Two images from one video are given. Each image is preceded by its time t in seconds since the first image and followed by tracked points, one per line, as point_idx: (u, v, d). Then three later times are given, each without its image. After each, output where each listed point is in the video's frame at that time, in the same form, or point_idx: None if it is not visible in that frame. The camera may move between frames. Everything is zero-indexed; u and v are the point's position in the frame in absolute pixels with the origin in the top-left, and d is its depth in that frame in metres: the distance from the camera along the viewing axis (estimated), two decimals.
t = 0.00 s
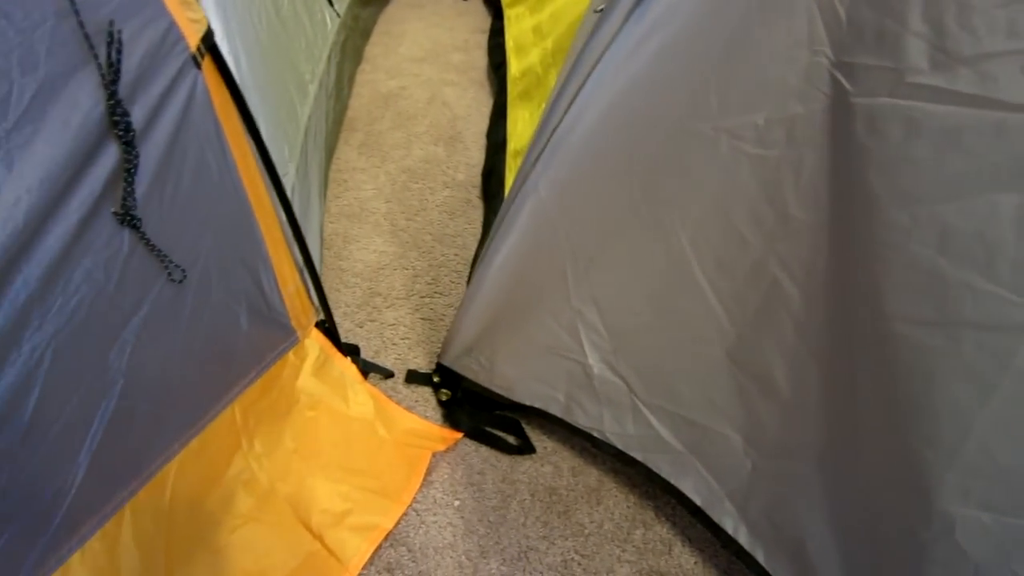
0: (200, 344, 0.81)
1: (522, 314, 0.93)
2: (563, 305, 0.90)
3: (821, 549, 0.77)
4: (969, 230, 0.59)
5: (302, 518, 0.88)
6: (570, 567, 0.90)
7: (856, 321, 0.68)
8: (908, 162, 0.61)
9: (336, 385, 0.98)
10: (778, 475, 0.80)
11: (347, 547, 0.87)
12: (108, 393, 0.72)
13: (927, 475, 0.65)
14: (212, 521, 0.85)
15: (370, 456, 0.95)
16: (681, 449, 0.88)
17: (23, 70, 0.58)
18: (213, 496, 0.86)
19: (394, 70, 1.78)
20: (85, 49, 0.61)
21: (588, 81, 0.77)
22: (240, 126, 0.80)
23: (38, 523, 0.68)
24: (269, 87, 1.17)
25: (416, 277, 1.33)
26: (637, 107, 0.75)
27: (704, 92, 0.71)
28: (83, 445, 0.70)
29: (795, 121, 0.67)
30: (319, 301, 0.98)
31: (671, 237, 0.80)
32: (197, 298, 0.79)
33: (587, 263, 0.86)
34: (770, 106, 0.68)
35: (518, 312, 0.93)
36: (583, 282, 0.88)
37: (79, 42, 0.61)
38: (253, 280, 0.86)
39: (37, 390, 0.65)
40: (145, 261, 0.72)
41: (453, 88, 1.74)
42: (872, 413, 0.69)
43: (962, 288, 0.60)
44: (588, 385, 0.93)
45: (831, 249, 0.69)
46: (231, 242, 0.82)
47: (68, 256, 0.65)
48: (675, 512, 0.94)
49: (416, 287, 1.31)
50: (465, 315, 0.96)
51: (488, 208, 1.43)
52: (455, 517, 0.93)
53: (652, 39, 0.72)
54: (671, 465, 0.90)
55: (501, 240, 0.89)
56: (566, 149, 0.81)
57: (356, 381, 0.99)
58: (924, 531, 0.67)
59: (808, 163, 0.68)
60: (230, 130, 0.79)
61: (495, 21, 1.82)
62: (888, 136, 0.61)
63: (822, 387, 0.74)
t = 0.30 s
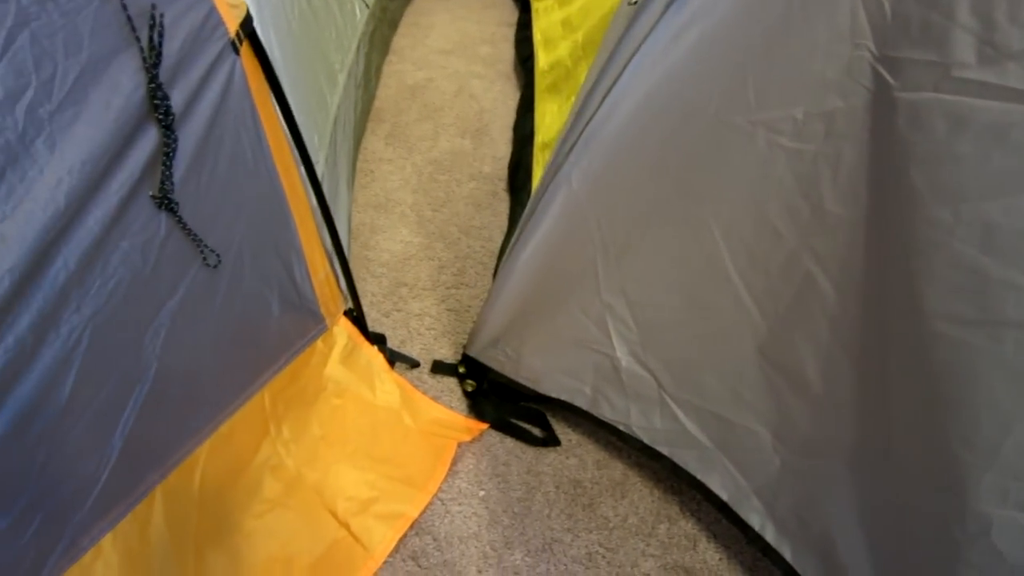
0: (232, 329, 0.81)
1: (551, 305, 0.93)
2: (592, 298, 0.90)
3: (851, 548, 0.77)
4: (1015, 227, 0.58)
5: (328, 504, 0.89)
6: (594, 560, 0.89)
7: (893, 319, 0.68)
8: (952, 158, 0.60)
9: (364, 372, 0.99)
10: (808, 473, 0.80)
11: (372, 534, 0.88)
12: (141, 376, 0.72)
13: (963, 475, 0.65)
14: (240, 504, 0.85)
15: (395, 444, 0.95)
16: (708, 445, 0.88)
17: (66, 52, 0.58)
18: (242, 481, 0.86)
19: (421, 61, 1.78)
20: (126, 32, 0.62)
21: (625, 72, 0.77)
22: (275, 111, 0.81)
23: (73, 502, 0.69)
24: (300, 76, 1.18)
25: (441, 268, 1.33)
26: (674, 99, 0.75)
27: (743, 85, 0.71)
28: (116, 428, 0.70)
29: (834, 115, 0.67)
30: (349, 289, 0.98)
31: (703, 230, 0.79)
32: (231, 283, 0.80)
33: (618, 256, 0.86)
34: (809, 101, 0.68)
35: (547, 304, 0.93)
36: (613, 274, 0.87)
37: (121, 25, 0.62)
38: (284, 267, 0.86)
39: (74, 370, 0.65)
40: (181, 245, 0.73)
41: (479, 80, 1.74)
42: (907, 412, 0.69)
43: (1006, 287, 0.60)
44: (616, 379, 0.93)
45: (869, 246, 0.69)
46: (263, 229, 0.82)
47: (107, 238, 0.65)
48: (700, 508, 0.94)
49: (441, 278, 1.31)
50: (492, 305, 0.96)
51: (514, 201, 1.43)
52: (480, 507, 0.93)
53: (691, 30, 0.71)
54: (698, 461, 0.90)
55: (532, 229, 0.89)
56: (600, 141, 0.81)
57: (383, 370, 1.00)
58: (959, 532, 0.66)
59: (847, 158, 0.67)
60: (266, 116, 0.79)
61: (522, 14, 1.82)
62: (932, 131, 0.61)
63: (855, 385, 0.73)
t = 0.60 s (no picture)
0: (269, 309, 0.82)
1: (583, 294, 0.93)
2: (625, 288, 0.90)
3: (883, 543, 0.77)
4: None
5: (358, 486, 0.89)
6: (622, 549, 0.89)
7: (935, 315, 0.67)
8: (1003, 152, 0.59)
9: (395, 357, 0.99)
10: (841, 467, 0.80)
11: (402, 518, 0.88)
12: (179, 353, 0.72)
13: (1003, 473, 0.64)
14: (272, 483, 0.86)
15: (425, 429, 0.96)
16: (739, 437, 0.88)
17: (116, 28, 0.59)
18: (274, 461, 0.87)
19: (450, 51, 1.78)
20: (173, 9, 0.62)
21: (666, 60, 0.76)
22: (315, 93, 0.81)
23: (113, 474, 0.70)
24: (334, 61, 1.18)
25: (470, 256, 1.34)
26: (715, 88, 0.74)
27: (787, 75, 0.70)
28: (156, 402, 0.72)
29: (880, 107, 0.66)
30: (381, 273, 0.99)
31: (741, 222, 0.79)
32: (269, 264, 0.80)
33: (653, 246, 0.86)
34: (855, 92, 0.67)
35: (580, 293, 0.93)
36: (648, 265, 0.87)
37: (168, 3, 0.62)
38: (320, 250, 0.87)
39: (116, 344, 0.66)
40: (223, 224, 0.73)
41: (509, 71, 1.74)
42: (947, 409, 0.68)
43: None
44: (647, 369, 0.93)
45: (911, 241, 0.68)
46: (302, 211, 0.82)
47: (152, 214, 0.66)
48: (728, 502, 0.94)
49: (471, 266, 1.31)
50: (524, 293, 0.96)
51: (544, 191, 1.43)
52: (508, 494, 0.93)
53: (735, 18, 0.70)
54: (729, 453, 0.90)
55: (567, 217, 0.89)
56: (639, 129, 0.80)
57: (414, 355, 1.00)
58: (997, 530, 0.66)
59: (892, 151, 0.67)
60: (306, 99, 0.79)
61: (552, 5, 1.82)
62: (983, 124, 0.60)
63: (893, 380, 0.73)
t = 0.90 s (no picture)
0: (322, 275, 0.83)
1: (631, 274, 0.93)
2: (675, 269, 0.90)
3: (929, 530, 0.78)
4: None
5: (402, 454, 0.90)
6: (661, 528, 0.90)
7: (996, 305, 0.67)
8: None
9: (439, 330, 0.99)
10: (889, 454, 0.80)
11: (444, 487, 0.89)
12: (238, 314, 0.74)
13: None
14: (318, 448, 0.87)
15: (468, 401, 0.96)
16: (785, 422, 0.88)
17: None
18: (320, 425, 0.88)
19: (493, 30, 1.78)
20: None
21: (727, 39, 0.75)
22: (375, 63, 0.81)
23: (170, 430, 0.72)
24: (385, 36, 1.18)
25: (513, 234, 1.34)
26: (780, 66, 0.72)
27: (851, 56, 0.68)
28: (213, 361, 0.73)
29: (950, 90, 0.64)
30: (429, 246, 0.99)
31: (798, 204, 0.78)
32: (325, 232, 0.81)
33: (706, 227, 0.85)
34: (924, 75, 0.65)
35: (627, 272, 0.93)
36: (699, 245, 0.87)
37: None
38: (374, 219, 0.87)
39: (178, 302, 0.67)
40: (283, 189, 0.74)
41: (552, 51, 1.73)
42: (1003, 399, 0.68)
43: None
44: (694, 351, 0.93)
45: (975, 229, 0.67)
46: (357, 179, 0.83)
47: (217, 175, 0.67)
48: (769, 487, 0.94)
49: (513, 244, 1.32)
50: (571, 270, 0.96)
51: (588, 171, 1.42)
52: (548, 469, 0.94)
53: None
54: (773, 438, 0.90)
55: (618, 195, 0.89)
56: (696, 108, 0.79)
57: (459, 328, 1.00)
58: None
59: (960, 137, 0.65)
60: (367, 68, 0.79)
61: None
62: None
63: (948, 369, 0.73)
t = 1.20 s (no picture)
0: (362, 252, 0.84)
1: (670, 256, 0.93)
2: (714, 251, 0.89)
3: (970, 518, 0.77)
4: None
5: (438, 432, 0.90)
6: (696, 511, 0.89)
7: None
8: None
9: (475, 310, 0.99)
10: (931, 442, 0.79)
11: (480, 467, 0.89)
12: (280, 289, 0.75)
13: None
14: (355, 425, 0.87)
15: (503, 382, 0.96)
16: (824, 407, 0.88)
17: None
18: (358, 402, 0.88)
19: (528, 12, 1.77)
20: None
21: (773, 18, 0.73)
22: (418, 40, 0.81)
23: (214, 403, 0.73)
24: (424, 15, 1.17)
25: (547, 216, 1.34)
26: (828, 44, 0.71)
27: (901, 33, 0.66)
28: (256, 336, 0.74)
29: (1004, 67, 0.62)
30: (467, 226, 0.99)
31: (842, 187, 0.76)
32: (365, 209, 0.82)
33: (747, 209, 0.84)
34: (976, 52, 0.63)
35: (665, 254, 0.93)
36: (740, 228, 0.86)
37: None
38: (413, 197, 0.88)
39: (224, 277, 0.68)
40: (326, 165, 0.74)
41: (587, 33, 1.72)
42: None
43: None
44: (732, 335, 0.92)
45: None
46: (397, 157, 0.83)
47: (262, 150, 0.67)
48: (805, 472, 0.93)
49: (548, 226, 1.31)
50: (609, 250, 0.97)
51: (623, 154, 1.41)
52: (583, 450, 0.94)
53: None
54: (811, 423, 0.89)
55: (660, 175, 0.88)
56: (739, 88, 0.78)
57: (495, 309, 1.00)
58: None
59: (1012, 115, 0.63)
60: (410, 45, 0.79)
61: None
62: None
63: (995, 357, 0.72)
